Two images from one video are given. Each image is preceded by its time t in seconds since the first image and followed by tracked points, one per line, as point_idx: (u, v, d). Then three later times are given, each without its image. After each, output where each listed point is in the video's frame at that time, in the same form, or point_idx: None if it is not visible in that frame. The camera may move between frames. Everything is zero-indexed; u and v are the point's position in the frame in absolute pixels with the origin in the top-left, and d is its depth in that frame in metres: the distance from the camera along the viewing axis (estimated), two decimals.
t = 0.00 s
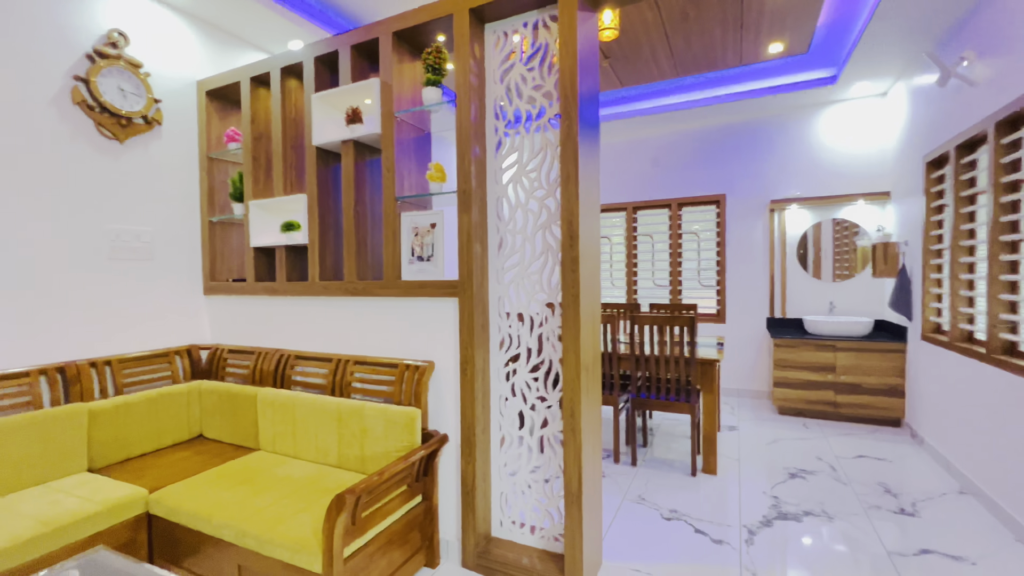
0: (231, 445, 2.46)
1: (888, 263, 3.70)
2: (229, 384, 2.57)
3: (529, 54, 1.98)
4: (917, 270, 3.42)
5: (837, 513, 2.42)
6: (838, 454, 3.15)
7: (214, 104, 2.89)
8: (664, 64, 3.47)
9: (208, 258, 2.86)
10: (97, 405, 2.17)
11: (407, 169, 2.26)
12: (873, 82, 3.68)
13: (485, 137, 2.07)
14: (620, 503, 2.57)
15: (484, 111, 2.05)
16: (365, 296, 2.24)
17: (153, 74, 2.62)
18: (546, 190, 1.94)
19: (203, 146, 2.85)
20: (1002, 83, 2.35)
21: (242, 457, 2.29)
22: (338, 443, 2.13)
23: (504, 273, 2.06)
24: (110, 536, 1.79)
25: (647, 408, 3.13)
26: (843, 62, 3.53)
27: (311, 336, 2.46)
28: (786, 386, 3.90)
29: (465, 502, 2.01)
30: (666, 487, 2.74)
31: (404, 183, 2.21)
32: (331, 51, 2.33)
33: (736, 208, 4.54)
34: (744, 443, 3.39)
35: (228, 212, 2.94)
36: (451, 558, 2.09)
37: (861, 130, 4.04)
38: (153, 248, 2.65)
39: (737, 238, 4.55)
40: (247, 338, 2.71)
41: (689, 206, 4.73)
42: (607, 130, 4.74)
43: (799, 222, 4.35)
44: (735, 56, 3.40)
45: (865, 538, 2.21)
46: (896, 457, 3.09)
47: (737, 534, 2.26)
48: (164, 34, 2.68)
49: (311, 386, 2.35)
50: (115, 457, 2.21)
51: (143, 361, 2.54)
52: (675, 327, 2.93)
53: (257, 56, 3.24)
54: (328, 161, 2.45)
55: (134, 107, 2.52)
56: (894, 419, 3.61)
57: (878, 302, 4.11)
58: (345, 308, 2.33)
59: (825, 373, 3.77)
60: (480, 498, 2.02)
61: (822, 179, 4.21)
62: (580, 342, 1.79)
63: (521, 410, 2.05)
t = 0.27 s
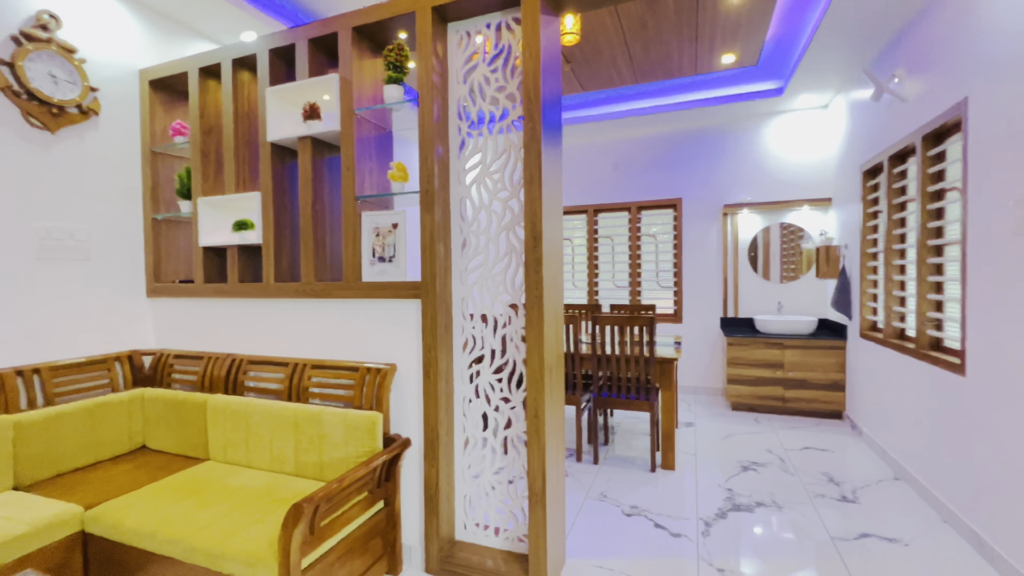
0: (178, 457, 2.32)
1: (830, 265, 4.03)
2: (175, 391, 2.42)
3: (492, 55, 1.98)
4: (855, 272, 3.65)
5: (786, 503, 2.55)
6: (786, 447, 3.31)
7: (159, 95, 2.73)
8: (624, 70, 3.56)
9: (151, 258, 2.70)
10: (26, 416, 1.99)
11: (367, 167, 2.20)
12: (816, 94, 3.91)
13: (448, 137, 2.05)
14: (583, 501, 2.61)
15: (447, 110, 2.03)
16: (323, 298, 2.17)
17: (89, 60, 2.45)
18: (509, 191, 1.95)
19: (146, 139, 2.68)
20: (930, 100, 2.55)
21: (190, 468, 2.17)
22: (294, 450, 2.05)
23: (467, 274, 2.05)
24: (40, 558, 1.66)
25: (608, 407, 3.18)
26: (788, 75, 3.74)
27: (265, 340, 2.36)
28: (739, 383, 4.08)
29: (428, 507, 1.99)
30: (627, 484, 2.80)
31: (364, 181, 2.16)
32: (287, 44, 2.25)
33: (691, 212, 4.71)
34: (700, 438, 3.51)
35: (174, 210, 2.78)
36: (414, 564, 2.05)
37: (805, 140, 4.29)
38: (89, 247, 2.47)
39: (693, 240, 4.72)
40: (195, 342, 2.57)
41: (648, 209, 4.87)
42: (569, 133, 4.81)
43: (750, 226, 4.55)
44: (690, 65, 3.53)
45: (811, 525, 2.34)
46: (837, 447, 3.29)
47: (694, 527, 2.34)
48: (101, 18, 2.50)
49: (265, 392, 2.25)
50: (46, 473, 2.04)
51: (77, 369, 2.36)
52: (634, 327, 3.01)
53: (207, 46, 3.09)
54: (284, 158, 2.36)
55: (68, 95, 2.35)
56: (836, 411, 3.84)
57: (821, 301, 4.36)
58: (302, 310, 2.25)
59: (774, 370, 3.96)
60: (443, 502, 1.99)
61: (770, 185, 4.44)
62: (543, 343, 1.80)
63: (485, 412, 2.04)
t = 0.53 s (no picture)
0: (120, 469, 2.18)
1: (779, 266, 4.34)
2: (118, 400, 2.28)
3: (456, 55, 1.97)
4: (802, 273, 3.86)
5: (740, 494, 2.66)
6: (740, 441, 3.46)
7: (99, 84, 2.56)
8: (586, 75, 3.63)
9: (90, 257, 2.53)
10: None
11: (327, 165, 2.13)
12: (767, 104, 4.10)
13: (411, 137, 2.03)
14: (547, 500, 2.63)
15: (410, 110, 2.01)
16: (280, 299, 2.10)
17: (19, 44, 2.27)
18: (474, 192, 1.94)
19: (84, 131, 2.51)
20: (868, 112, 2.73)
21: (134, 481, 2.04)
22: (249, 458, 1.97)
23: (431, 275, 2.03)
24: None
25: (571, 406, 3.23)
26: (741, 84, 3.92)
27: (217, 344, 2.26)
28: (696, 380, 4.22)
29: (391, 512, 1.95)
30: (590, 482, 2.85)
31: (324, 180, 2.10)
32: (241, 36, 2.16)
33: (651, 215, 4.84)
34: (660, 435, 3.62)
35: (116, 207, 2.62)
36: (377, 571, 2.01)
37: (757, 147, 4.50)
38: (18, 246, 2.28)
39: (653, 243, 4.86)
40: (139, 347, 2.43)
41: (610, 212, 4.98)
42: (533, 135, 4.85)
43: (706, 229, 4.72)
44: (650, 72, 3.63)
45: (763, 515, 2.45)
46: (787, 440, 3.47)
47: (654, 521, 2.40)
48: None
49: (217, 398, 2.15)
50: None
51: (5, 377, 2.18)
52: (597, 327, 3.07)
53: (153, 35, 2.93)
54: (238, 154, 2.26)
55: None
56: (785, 406, 4.05)
57: (771, 301, 4.59)
58: (257, 312, 2.17)
59: (729, 367, 4.13)
60: (407, 507, 1.96)
61: (725, 190, 4.63)
62: (508, 343, 1.81)
63: (449, 414, 2.03)
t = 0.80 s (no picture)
0: (58, 484, 2.04)
1: (736, 268, 4.47)
2: (55, 409, 2.13)
3: (421, 54, 1.95)
4: (757, 274, 4.04)
5: (699, 488, 2.76)
6: (699, 436, 3.58)
7: (33, 71, 2.39)
8: (552, 78, 3.67)
9: (23, 257, 2.35)
10: None
11: (286, 163, 2.07)
12: (724, 112, 4.27)
13: (375, 135, 1.99)
14: (514, 500, 2.64)
15: (374, 108, 1.98)
16: (236, 301, 2.02)
17: None
18: (439, 192, 1.93)
19: (16, 121, 2.33)
20: (816, 122, 2.89)
21: (75, 495, 1.91)
22: (203, 467, 1.88)
23: (395, 276, 2.00)
24: None
25: (537, 406, 3.25)
26: (700, 92, 4.06)
27: (166, 348, 2.14)
28: (658, 378, 4.34)
29: (354, 518, 1.91)
30: (556, 481, 2.88)
31: (283, 178, 2.04)
32: (194, 26, 2.07)
33: (615, 217, 4.94)
34: (623, 432, 3.69)
35: (53, 203, 2.45)
36: None
37: (714, 153, 4.67)
38: None
39: (616, 244, 4.96)
40: (79, 353, 2.28)
41: (575, 214, 5.05)
42: (499, 137, 4.86)
43: (668, 231, 4.86)
44: (613, 77, 3.71)
45: (721, 507, 2.54)
46: (743, 434, 3.62)
47: (618, 517, 2.45)
48: None
49: (167, 405, 2.04)
50: None
51: None
52: (562, 327, 3.10)
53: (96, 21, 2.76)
54: (190, 149, 2.16)
55: None
56: (741, 401, 4.21)
57: (729, 301, 4.77)
58: (211, 314, 2.08)
59: (689, 365, 4.27)
60: (371, 512, 1.92)
61: (685, 194, 4.78)
62: (474, 344, 1.80)
63: (414, 416, 2.00)
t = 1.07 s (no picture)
0: None
1: (698, 269, 4.61)
2: None
3: (386, 51, 1.93)
4: (717, 275, 4.18)
5: (663, 484, 2.83)
6: (663, 433, 3.67)
7: None
8: (519, 80, 3.69)
9: None
10: None
11: (245, 159, 1.99)
12: (686, 117, 4.40)
13: (338, 133, 1.95)
14: (481, 501, 2.63)
15: (337, 104, 1.93)
16: (190, 303, 1.93)
17: None
18: (405, 191, 1.91)
19: None
20: (772, 130, 3.02)
21: (10, 511, 1.79)
22: (153, 477, 1.79)
23: (360, 276, 1.97)
24: None
25: (505, 407, 3.25)
26: (663, 97, 4.17)
27: (113, 352, 2.03)
28: (624, 377, 4.42)
29: (316, 525, 1.86)
30: (524, 481, 2.89)
31: (241, 174, 1.96)
32: (144, 14, 1.97)
33: (582, 218, 5.01)
34: (590, 431, 3.75)
35: None
36: None
37: (677, 157, 4.80)
38: None
39: (583, 245, 5.02)
40: (14, 359, 2.12)
41: (543, 215, 5.09)
42: (467, 137, 4.85)
43: (633, 233, 4.97)
44: (580, 81, 3.76)
45: (683, 502, 2.62)
46: (704, 430, 3.73)
47: (585, 515, 2.49)
48: None
49: (114, 413, 1.93)
50: None
51: None
52: (530, 328, 3.12)
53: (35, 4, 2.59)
54: (140, 142, 2.05)
55: None
56: (703, 398, 4.35)
57: (691, 301, 4.91)
58: (162, 316, 1.98)
59: (653, 364, 4.37)
60: (334, 518, 1.88)
61: (649, 196, 4.90)
62: (440, 345, 1.79)
63: (380, 419, 1.97)
